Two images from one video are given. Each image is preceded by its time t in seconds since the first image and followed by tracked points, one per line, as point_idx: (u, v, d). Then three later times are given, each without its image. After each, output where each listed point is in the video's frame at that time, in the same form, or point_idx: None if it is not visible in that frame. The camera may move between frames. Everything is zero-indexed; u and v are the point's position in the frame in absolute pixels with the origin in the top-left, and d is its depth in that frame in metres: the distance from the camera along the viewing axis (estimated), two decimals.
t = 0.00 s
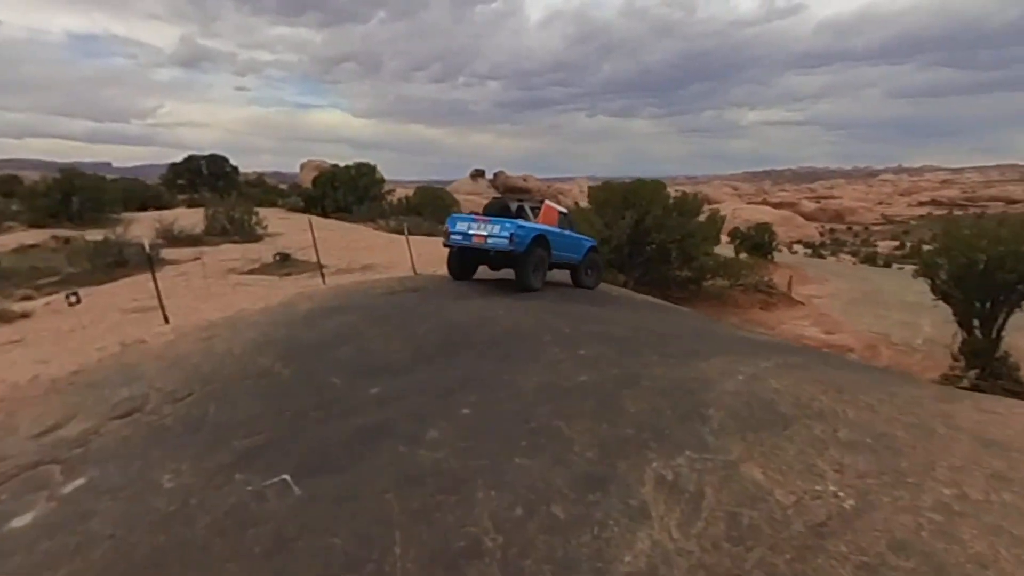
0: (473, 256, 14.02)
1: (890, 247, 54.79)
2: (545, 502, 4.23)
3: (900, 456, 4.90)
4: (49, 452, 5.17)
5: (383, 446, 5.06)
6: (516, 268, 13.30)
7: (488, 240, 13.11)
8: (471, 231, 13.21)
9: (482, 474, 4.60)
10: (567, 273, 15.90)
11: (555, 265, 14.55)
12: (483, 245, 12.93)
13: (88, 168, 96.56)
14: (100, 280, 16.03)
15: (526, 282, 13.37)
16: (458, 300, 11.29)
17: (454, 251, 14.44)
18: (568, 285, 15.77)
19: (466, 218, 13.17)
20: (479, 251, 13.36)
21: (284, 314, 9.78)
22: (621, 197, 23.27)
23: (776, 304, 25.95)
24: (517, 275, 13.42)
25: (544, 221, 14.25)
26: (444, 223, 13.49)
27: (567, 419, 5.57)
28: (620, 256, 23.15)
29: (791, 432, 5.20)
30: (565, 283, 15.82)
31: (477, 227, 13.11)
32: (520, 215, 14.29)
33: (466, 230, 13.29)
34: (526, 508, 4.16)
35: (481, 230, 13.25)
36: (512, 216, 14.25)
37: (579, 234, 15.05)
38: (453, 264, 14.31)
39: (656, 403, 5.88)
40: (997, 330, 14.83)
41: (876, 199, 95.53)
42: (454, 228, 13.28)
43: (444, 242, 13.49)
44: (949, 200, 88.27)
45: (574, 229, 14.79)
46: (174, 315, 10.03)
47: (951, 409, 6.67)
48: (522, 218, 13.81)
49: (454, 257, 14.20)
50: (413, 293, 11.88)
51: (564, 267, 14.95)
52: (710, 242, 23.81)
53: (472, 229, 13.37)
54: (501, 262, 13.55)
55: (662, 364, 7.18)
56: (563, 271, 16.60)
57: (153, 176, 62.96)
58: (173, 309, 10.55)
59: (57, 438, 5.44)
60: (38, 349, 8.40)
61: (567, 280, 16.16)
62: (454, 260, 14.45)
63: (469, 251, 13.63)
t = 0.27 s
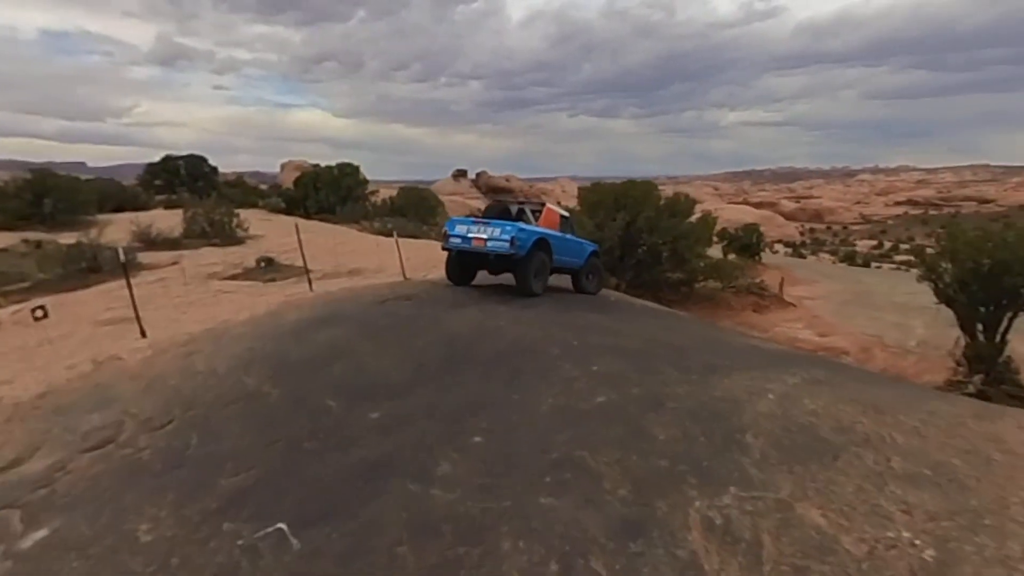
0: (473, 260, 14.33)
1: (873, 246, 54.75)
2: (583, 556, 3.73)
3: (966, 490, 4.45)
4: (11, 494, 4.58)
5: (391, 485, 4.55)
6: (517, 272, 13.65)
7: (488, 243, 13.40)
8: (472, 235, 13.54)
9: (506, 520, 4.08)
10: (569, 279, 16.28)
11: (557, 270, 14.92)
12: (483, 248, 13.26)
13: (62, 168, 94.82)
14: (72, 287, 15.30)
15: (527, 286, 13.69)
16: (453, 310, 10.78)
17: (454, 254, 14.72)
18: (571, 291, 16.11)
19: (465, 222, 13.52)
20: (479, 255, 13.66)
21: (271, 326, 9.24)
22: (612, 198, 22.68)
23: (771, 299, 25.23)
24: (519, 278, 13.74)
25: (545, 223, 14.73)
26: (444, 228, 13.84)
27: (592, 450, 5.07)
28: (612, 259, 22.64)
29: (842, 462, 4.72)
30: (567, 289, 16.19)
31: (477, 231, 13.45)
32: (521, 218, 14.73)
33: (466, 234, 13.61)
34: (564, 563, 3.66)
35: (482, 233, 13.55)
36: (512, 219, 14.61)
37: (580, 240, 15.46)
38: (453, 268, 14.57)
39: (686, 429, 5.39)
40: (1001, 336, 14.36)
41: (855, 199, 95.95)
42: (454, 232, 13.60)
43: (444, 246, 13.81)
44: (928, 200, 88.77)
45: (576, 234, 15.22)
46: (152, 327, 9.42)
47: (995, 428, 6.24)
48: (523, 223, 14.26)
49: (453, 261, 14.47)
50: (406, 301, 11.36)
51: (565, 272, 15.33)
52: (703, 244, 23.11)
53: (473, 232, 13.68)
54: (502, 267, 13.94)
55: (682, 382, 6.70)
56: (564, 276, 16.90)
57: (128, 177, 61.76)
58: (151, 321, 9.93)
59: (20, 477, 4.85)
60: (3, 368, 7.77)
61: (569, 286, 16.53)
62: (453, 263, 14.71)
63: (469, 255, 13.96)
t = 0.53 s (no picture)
0: (466, 263, 13.97)
1: (864, 245, 54.41)
2: None
3: (1016, 530, 3.91)
4: None
5: (359, 527, 3.98)
6: (511, 275, 13.35)
7: (480, 246, 13.05)
8: (464, 237, 13.22)
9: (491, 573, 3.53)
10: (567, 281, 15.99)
11: (553, 272, 14.63)
12: (475, 251, 12.95)
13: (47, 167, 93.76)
14: (41, 291, 14.67)
15: (521, 290, 13.39)
16: (439, 315, 10.25)
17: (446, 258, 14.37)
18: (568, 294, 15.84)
19: (457, 223, 13.21)
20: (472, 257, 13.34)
21: (244, 334, 8.69)
22: (603, 197, 22.17)
23: (767, 299, 24.61)
24: (512, 282, 13.45)
25: (540, 225, 14.42)
26: (436, 229, 13.53)
27: (589, 481, 4.51)
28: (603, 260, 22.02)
29: (873, 496, 4.18)
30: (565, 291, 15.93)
31: (469, 233, 13.13)
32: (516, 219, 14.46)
33: (458, 235, 13.29)
34: None
35: (473, 236, 13.20)
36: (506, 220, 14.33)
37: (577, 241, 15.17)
38: (445, 272, 14.21)
39: (693, 454, 4.84)
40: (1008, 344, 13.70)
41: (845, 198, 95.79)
42: (446, 234, 13.29)
43: (436, 248, 13.50)
44: (917, 199, 88.65)
45: (573, 236, 14.91)
46: (115, 336, 8.83)
47: None
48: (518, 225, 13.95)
49: (445, 263, 14.15)
50: (389, 306, 10.83)
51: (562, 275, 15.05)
52: (696, 244, 22.56)
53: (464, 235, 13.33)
54: (496, 270, 13.64)
55: (686, 397, 6.15)
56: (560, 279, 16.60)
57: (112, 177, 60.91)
58: (116, 330, 9.34)
59: None
60: None
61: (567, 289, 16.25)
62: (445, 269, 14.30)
63: (462, 258, 13.66)
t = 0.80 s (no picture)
0: (462, 265, 13.56)
1: (861, 245, 54.03)
2: None
3: None
4: None
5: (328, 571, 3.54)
6: (509, 277, 12.95)
7: (477, 247, 12.65)
8: (461, 237, 12.83)
9: None
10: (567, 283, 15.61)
11: (553, 275, 14.24)
12: (472, 252, 12.55)
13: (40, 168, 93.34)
14: (19, 294, 14.20)
15: (519, 292, 13.00)
16: (430, 319, 9.82)
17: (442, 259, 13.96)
18: (569, 297, 15.45)
19: (454, 224, 12.82)
20: (468, 259, 12.95)
21: (223, 341, 8.26)
22: (599, 196, 21.79)
23: (767, 300, 24.05)
24: (510, 284, 13.05)
25: (539, 226, 14.01)
26: (432, 230, 13.13)
27: (588, 512, 4.06)
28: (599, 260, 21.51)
29: (905, 536, 3.75)
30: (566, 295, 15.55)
31: (466, 233, 12.73)
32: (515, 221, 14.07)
33: (455, 236, 12.89)
34: None
35: (470, 236, 12.80)
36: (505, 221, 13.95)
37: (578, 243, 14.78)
38: (441, 274, 13.77)
39: (702, 480, 4.40)
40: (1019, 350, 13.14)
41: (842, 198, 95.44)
42: (442, 234, 12.89)
43: (433, 249, 13.11)
44: (914, 199, 88.30)
45: (573, 238, 14.52)
46: (86, 343, 8.37)
47: None
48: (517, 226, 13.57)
49: (442, 265, 13.75)
50: (378, 309, 10.40)
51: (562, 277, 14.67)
52: (695, 244, 22.07)
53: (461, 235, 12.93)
54: (493, 272, 13.24)
55: (691, 411, 5.71)
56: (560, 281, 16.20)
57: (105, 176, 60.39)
58: (88, 335, 8.88)
59: None
60: None
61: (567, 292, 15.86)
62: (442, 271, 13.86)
63: (458, 259, 13.26)
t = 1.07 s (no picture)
0: (461, 267, 13.39)
1: (857, 245, 53.95)
2: None
3: None
4: None
5: None
6: (509, 280, 12.78)
7: (476, 249, 12.50)
8: (461, 240, 12.67)
9: None
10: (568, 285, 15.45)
11: (554, 277, 14.09)
12: (471, 255, 12.40)
13: (34, 170, 93.27)
14: (7, 297, 13.98)
15: (520, 295, 12.83)
16: (425, 323, 9.61)
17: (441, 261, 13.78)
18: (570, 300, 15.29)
19: (453, 226, 12.66)
20: (468, 261, 12.80)
21: (213, 346, 8.06)
22: (597, 197, 21.57)
23: (766, 300, 23.83)
24: (511, 287, 12.88)
25: (539, 229, 13.82)
26: (431, 232, 12.98)
27: (589, 532, 3.86)
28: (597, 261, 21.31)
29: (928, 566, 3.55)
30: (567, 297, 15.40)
31: (466, 235, 12.58)
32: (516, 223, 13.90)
33: (454, 238, 12.74)
34: None
35: (469, 238, 12.65)
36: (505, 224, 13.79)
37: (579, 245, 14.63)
38: (440, 275, 13.58)
39: (709, 496, 4.19)
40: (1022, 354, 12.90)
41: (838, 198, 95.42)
42: (442, 237, 12.74)
43: (432, 252, 12.95)
44: (910, 198, 88.28)
45: (574, 240, 14.36)
46: (71, 349, 8.15)
47: None
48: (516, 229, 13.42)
49: (441, 267, 13.58)
50: (372, 313, 10.20)
51: (563, 279, 14.53)
52: (693, 245, 21.90)
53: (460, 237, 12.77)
54: (493, 275, 13.08)
55: (695, 421, 5.51)
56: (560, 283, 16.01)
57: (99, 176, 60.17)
58: (74, 341, 8.66)
59: None
60: None
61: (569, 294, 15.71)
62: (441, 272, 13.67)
63: (458, 262, 13.10)
